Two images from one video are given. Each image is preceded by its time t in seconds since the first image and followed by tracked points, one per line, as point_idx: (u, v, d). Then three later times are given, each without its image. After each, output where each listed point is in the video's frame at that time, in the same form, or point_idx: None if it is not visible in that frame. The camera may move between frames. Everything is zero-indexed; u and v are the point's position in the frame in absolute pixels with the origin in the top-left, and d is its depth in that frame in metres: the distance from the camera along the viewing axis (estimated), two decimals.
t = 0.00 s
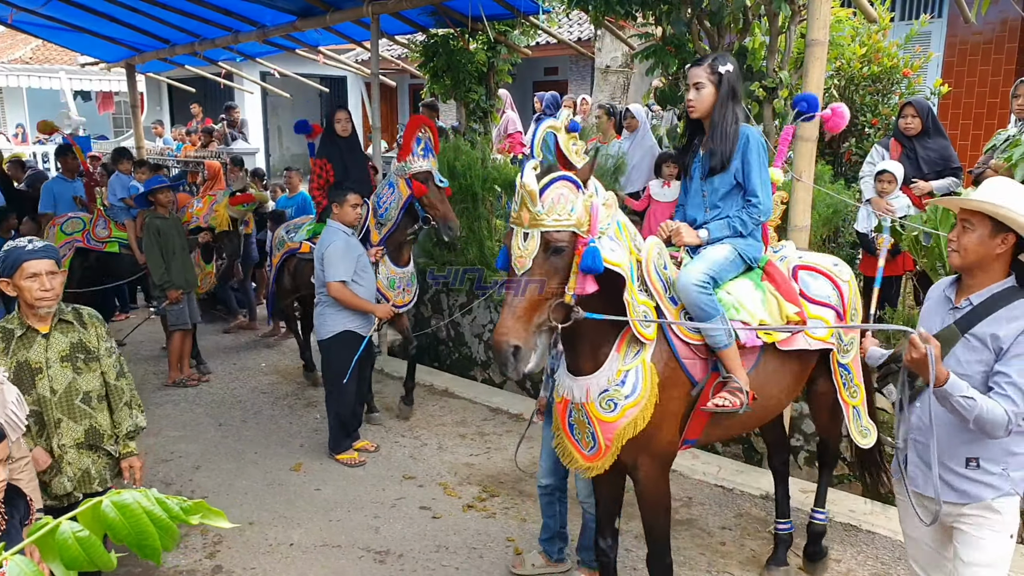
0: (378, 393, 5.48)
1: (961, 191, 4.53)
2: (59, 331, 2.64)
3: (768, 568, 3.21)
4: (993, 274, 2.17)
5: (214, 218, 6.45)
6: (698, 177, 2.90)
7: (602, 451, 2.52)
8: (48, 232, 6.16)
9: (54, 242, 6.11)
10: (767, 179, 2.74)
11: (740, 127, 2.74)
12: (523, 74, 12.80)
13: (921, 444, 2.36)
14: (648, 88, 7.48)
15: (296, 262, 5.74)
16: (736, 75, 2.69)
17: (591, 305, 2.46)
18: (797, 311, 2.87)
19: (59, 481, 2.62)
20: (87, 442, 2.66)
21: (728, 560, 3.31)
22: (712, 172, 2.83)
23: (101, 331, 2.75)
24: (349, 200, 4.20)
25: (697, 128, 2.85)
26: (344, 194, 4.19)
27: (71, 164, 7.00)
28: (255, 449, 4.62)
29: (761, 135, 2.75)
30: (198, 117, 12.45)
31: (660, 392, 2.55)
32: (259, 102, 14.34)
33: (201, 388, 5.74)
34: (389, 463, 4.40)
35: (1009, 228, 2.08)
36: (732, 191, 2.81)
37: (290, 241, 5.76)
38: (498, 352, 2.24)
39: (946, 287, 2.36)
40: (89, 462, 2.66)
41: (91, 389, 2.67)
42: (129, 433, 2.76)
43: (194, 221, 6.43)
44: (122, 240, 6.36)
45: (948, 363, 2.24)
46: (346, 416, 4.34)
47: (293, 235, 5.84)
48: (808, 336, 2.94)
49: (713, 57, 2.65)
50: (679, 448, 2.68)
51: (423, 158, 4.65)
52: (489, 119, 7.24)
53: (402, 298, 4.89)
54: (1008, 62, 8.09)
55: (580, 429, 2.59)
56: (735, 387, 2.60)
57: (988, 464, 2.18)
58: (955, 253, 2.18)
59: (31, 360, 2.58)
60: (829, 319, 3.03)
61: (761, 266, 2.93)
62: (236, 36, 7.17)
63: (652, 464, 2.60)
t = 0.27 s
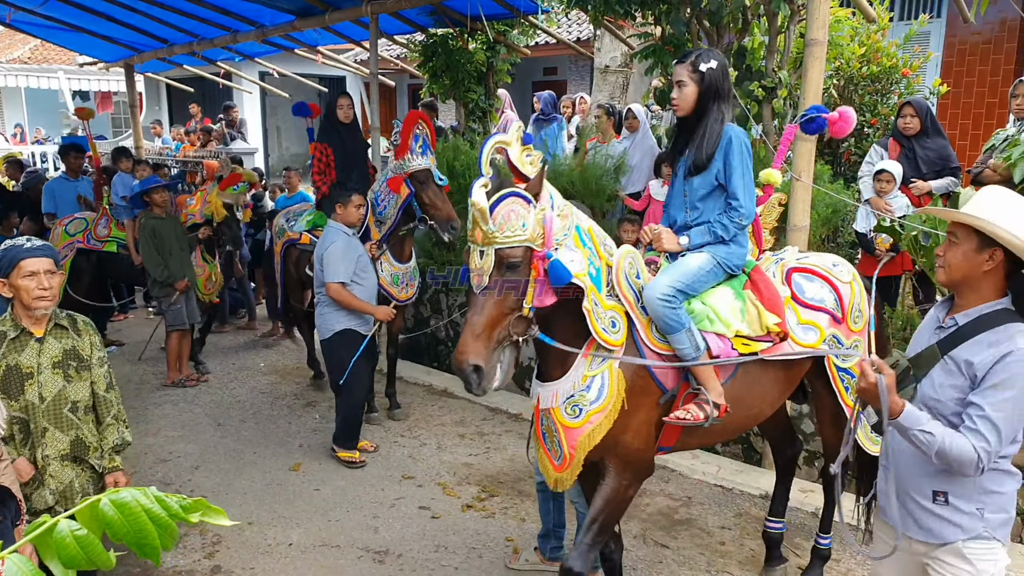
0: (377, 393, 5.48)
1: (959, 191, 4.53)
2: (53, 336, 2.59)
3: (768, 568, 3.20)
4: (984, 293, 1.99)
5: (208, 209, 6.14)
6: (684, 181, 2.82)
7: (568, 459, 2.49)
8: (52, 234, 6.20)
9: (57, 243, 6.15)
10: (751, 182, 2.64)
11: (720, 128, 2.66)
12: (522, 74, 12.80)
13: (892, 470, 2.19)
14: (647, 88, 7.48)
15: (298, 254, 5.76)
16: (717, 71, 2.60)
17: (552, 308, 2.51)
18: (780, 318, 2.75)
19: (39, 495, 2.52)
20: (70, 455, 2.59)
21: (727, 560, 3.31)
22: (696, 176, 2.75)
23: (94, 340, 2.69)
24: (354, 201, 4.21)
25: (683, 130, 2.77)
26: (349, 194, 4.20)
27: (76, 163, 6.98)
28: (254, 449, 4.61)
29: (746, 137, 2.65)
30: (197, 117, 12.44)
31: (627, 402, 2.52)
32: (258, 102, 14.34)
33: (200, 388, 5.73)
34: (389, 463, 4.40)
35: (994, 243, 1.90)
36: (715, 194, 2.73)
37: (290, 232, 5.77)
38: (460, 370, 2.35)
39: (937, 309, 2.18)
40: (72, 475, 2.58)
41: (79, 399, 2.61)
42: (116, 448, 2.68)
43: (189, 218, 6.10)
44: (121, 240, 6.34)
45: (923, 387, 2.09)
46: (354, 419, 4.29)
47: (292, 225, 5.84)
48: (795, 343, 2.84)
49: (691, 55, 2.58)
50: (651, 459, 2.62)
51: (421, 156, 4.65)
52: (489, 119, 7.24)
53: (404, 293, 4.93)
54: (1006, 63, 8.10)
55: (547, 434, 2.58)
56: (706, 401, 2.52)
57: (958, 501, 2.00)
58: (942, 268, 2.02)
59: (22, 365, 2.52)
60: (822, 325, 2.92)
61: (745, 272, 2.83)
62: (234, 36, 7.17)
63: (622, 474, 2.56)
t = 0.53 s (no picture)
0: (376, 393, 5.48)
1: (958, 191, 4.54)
2: (46, 337, 2.54)
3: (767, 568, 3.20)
4: (955, 302, 1.77)
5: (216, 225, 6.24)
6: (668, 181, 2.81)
7: (540, 455, 2.59)
8: (53, 232, 6.24)
9: (59, 240, 6.19)
10: (735, 185, 2.62)
11: (705, 129, 2.64)
12: (521, 74, 12.79)
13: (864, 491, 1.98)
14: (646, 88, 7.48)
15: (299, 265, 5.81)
16: (700, 73, 2.59)
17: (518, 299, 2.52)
18: (759, 317, 2.68)
19: (37, 498, 2.49)
20: (66, 457, 2.54)
21: (726, 560, 3.31)
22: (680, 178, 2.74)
23: (86, 340, 2.65)
24: (356, 200, 4.23)
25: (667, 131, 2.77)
26: (352, 194, 4.21)
27: (77, 163, 7.05)
28: (253, 450, 4.61)
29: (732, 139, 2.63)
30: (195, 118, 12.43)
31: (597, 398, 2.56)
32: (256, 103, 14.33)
33: (199, 389, 5.73)
34: (388, 464, 4.39)
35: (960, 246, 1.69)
36: (698, 198, 2.71)
37: (292, 242, 5.75)
38: (398, 322, 2.34)
39: (917, 316, 1.98)
40: (68, 478, 2.53)
41: (73, 401, 2.56)
42: (106, 452, 2.62)
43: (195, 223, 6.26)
44: (122, 238, 6.31)
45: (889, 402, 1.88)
46: (351, 419, 4.28)
47: (294, 235, 5.81)
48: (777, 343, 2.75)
49: (673, 55, 2.58)
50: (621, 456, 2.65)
51: (430, 174, 4.45)
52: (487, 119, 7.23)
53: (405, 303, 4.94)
54: (1004, 63, 8.11)
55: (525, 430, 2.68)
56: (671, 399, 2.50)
57: (931, 526, 1.81)
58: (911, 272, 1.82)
59: (15, 367, 2.46)
60: (805, 327, 2.85)
61: (725, 271, 2.77)
62: (233, 36, 7.16)
63: (591, 471, 2.61)
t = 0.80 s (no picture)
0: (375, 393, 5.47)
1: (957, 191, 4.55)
2: (37, 340, 2.52)
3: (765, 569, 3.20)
4: (902, 326, 1.65)
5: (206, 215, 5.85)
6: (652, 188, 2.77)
7: (500, 462, 2.54)
8: (58, 233, 6.16)
9: (64, 242, 6.14)
10: (716, 196, 2.57)
11: (688, 136, 2.59)
12: (520, 74, 12.80)
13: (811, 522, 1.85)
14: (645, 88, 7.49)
15: (299, 255, 5.74)
16: (684, 79, 2.54)
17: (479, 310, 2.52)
18: (733, 332, 2.62)
19: (31, 501, 2.47)
20: (58, 460, 2.54)
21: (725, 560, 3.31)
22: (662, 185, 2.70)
23: (75, 342, 2.64)
24: (354, 201, 4.26)
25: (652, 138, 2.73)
26: (351, 196, 4.24)
27: (77, 163, 7.05)
28: (251, 450, 4.60)
29: (716, 149, 2.57)
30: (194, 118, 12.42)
31: (563, 409, 2.50)
32: (255, 103, 14.32)
33: (198, 389, 5.72)
34: (388, 464, 4.39)
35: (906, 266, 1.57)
36: (678, 207, 2.68)
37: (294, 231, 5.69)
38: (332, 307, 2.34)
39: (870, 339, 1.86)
40: (60, 481, 2.53)
41: (63, 404, 2.55)
42: (95, 454, 2.63)
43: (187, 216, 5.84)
44: (127, 240, 6.33)
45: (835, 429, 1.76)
46: (351, 421, 4.27)
47: (296, 225, 5.76)
48: (751, 359, 2.68)
49: (655, 60, 2.54)
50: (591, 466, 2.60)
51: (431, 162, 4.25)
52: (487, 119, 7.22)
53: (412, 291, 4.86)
54: (1003, 64, 8.12)
55: (484, 436, 2.63)
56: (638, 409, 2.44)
57: (875, 564, 1.67)
58: (863, 289, 1.71)
59: (6, 370, 2.44)
60: (785, 344, 2.76)
61: (704, 284, 2.74)
62: (231, 36, 7.16)
63: (562, 482, 2.57)
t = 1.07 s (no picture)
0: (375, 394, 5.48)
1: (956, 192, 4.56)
2: (17, 344, 2.52)
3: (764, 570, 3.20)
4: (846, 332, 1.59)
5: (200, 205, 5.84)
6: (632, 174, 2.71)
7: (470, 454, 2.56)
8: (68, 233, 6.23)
9: (71, 242, 6.17)
10: (689, 184, 2.51)
11: (666, 124, 2.52)
12: (520, 75, 12.80)
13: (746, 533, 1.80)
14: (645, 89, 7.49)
15: (305, 263, 5.71)
16: (663, 66, 2.49)
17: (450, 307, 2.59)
18: (707, 320, 2.60)
19: (21, 507, 2.47)
20: (46, 465, 2.54)
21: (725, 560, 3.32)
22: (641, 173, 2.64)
23: (56, 346, 2.64)
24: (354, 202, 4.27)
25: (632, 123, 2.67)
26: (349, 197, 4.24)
27: (77, 163, 7.04)
28: (251, 451, 4.60)
29: (693, 137, 2.51)
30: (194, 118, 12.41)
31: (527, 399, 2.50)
32: (254, 103, 14.32)
33: (198, 390, 5.72)
34: (388, 464, 4.39)
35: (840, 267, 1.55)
36: (655, 196, 2.62)
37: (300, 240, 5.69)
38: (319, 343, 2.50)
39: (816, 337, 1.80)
40: (49, 486, 2.54)
41: (48, 408, 2.55)
42: (82, 458, 2.64)
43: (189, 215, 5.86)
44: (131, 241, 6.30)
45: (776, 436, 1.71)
46: (352, 422, 4.27)
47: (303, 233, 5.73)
48: (728, 349, 2.69)
49: (635, 46, 2.49)
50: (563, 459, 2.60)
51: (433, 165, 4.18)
52: (486, 120, 7.23)
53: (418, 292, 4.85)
54: (1001, 65, 8.14)
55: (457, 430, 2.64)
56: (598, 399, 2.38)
57: None
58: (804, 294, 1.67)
59: None
60: (764, 332, 2.75)
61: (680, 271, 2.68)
62: (231, 36, 7.16)
63: (531, 474, 2.58)
